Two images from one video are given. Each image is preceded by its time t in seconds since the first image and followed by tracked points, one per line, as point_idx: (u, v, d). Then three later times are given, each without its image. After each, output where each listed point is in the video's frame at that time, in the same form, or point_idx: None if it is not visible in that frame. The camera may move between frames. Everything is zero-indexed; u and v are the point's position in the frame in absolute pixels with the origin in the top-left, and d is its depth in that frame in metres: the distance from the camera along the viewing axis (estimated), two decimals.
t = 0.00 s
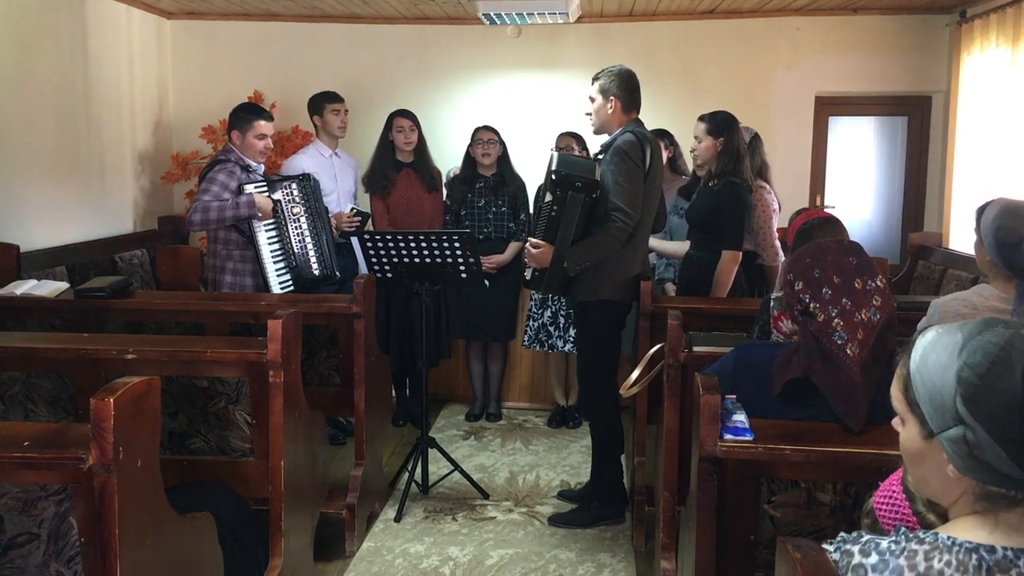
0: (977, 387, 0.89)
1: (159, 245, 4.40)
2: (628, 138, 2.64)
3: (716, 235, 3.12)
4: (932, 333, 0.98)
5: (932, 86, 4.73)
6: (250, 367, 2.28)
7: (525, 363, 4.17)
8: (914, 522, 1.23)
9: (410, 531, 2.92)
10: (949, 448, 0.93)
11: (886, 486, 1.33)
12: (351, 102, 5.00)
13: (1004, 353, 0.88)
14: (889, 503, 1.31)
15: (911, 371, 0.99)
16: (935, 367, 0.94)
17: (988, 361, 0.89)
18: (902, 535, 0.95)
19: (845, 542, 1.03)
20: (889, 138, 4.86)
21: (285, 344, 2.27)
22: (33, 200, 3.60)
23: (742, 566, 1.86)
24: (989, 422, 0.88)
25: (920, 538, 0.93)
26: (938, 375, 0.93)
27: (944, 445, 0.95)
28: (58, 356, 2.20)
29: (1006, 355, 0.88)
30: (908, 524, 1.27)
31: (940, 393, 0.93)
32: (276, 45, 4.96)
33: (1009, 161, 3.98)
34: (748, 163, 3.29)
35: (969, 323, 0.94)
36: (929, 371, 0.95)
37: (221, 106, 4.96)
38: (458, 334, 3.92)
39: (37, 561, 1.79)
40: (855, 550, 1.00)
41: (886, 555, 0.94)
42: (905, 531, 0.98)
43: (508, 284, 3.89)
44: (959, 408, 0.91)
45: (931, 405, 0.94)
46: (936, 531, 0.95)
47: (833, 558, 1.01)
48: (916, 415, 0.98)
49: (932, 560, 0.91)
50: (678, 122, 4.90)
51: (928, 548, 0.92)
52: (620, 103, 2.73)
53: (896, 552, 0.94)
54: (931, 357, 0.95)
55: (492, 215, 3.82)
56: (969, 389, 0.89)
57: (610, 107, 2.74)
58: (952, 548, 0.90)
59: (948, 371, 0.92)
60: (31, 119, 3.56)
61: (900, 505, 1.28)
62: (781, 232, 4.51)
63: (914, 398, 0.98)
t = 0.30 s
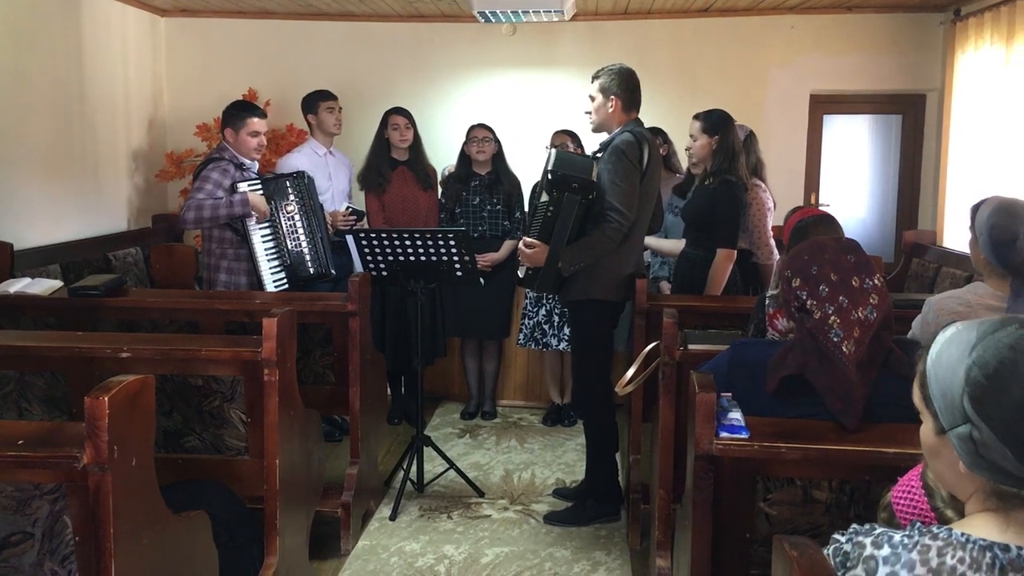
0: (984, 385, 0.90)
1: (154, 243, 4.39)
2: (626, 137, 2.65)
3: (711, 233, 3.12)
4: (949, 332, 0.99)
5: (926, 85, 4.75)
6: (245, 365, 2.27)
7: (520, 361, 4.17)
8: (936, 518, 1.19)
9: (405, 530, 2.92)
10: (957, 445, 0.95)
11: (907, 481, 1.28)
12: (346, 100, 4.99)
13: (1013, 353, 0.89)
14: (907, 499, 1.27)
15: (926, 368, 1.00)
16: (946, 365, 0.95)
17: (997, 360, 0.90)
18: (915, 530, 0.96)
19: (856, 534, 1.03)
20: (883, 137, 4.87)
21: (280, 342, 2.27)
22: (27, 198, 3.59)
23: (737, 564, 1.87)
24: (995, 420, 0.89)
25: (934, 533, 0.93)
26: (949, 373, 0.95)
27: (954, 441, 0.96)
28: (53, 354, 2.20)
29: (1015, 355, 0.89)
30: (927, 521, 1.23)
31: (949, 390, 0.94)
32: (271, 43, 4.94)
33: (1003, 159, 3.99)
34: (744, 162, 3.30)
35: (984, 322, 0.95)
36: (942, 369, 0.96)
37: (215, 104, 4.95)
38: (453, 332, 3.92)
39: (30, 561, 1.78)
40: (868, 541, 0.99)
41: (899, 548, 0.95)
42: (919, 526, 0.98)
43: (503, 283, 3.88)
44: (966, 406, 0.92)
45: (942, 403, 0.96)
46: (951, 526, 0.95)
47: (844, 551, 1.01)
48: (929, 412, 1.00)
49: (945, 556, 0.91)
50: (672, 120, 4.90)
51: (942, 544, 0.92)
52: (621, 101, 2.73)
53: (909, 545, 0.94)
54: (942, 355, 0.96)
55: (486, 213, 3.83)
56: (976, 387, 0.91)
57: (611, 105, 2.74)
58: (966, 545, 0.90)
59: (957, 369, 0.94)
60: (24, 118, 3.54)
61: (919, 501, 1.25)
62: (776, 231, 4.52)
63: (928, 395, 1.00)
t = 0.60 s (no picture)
0: (984, 388, 0.91)
1: (148, 242, 4.38)
2: (625, 137, 2.64)
3: (706, 232, 3.12)
4: (953, 330, 0.99)
5: (921, 84, 4.76)
6: (240, 365, 2.27)
7: (516, 360, 4.16)
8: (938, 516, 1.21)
9: (401, 529, 2.92)
10: (958, 446, 0.95)
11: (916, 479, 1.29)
12: (341, 99, 4.99)
13: (1014, 355, 0.89)
14: (912, 498, 1.28)
15: (929, 368, 1.01)
16: (948, 366, 0.96)
17: (997, 363, 0.90)
18: (918, 529, 0.96)
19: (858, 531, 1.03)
20: (878, 136, 4.88)
21: (275, 341, 2.26)
22: (21, 197, 3.57)
23: (732, 562, 1.88)
24: (995, 423, 0.90)
25: (935, 532, 0.94)
26: (950, 373, 0.95)
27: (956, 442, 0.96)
28: (48, 354, 2.19)
29: (1015, 358, 0.89)
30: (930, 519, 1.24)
31: (950, 391, 0.95)
32: (266, 41, 4.93)
33: (998, 159, 4.00)
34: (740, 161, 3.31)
35: (988, 321, 0.95)
36: (944, 369, 0.96)
37: (210, 102, 4.93)
38: (449, 331, 3.92)
39: (25, 561, 1.78)
40: (869, 539, 1.00)
41: (900, 546, 0.95)
42: (922, 524, 0.98)
43: (499, 281, 3.88)
44: (967, 408, 0.93)
45: (943, 404, 0.96)
46: (953, 525, 0.96)
47: (845, 548, 1.02)
48: (933, 411, 1.00)
49: (946, 555, 0.91)
50: (668, 119, 4.90)
51: (943, 543, 0.92)
52: (623, 103, 2.73)
53: (911, 543, 0.94)
54: (944, 356, 0.97)
55: (482, 212, 3.83)
56: (976, 390, 0.91)
57: (612, 107, 2.73)
58: (968, 545, 0.91)
59: (958, 370, 0.94)
60: (19, 115, 3.53)
61: (924, 499, 1.25)
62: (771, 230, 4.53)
63: (931, 395, 1.00)
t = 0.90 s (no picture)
0: (954, 391, 0.91)
1: (145, 241, 4.37)
2: (621, 141, 2.65)
3: (702, 232, 3.12)
4: (922, 334, 1.00)
5: (917, 85, 4.76)
6: (237, 364, 2.27)
7: (513, 360, 4.16)
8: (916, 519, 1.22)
9: (398, 529, 2.92)
10: (932, 450, 0.95)
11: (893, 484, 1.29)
12: (338, 98, 4.98)
13: (981, 357, 0.90)
14: (891, 502, 1.29)
15: (900, 373, 1.01)
16: (917, 370, 0.96)
17: (966, 365, 0.91)
18: (900, 532, 0.97)
19: (842, 538, 1.05)
20: (874, 137, 4.89)
21: (272, 340, 2.26)
22: (17, 196, 3.56)
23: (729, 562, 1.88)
24: (967, 424, 0.90)
25: (917, 534, 0.95)
26: (920, 378, 0.96)
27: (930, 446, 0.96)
28: (44, 353, 2.19)
29: (981, 360, 0.90)
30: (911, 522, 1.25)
31: (921, 395, 0.95)
32: (263, 40, 4.93)
33: (993, 160, 4.01)
34: (737, 162, 3.31)
35: (957, 324, 0.96)
36: (914, 373, 0.97)
37: (206, 101, 4.93)
38: (445, 331, 3.92)
39: (21, 561, 1.77)
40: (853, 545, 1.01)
41: (883, 550, 0.96)
42: (904, 528, 0.99)
43: (495, 281, 3.88)
44: (938, 411, 0.93)
45: (915, 408, 0.96)
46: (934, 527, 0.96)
47: (830, 554, 1.03)
48: (905, 416, 1.00)
49: (929, 556, 0.92)
50: (665, 119, 4.90)
51: (925, 544, 0.93)
52: (621, 107, 2.74)
53: (894, 546, 0.95)
54: (914, 360, 0.97)
55: (478, 212, 3.83)
56: (947, 392, 0.92)
57: (611, 110, 2.74)
58: (950, 545, 0.91)
59: (928, 374, 0.94)
60: (14, 114, 3.52)
61: (903, 503, 1.27)
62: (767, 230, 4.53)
63: (902, 400, 1.00)
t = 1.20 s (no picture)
0: (914, 397, 0.91)
1: (142, 241, 4.36)
2: (616, 141, 2.64)
3: (698, 233, 3.13)
4: (883, 338, 1.00)
5: (914, 86, 4.77)
6: (233, 363, 2.27)
7: (509, 361, 4.16)
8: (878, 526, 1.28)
9: (394, 529, 2.92)
10: (898, 454, 0.95)
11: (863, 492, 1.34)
12: (335, 98, 4.98)
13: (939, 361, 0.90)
14: (860, 510, 1.33)
15: (862, 379, 1.01)
16: (879, 375, 0.96)
17: (924, 369, 0.91)
18: (875, 536, 0.97)
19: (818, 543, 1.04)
20: (871, 137, 4.90)
21: (269, 341, 2.26)
22: (13, 196, 3.56)
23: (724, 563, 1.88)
24: (928, 429, 0.90)
25: (892, 538, 0.95)
26: (882, 383, 0.95)
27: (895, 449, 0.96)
28: (39, 353, 2.18)
29: (939, 363, 0.91)
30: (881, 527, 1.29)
31: (884, 399, 0.95)
32: (260, 41, 4.92)
33: (988, 161, 4.02)
34: (733, 162, 3.32)
35: (915, 327, 0.96)
36: (876, 378, 0.96)
37: (203, 102, 4.92)
38: (441, 331, 3.91)
39: (16, 561, 1.77)
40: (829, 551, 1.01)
41: (859, 555, 0.96)
42: (879, 533, 0.99)
43: (492, 281, 3.88)
44: (900, 416, 0.93)
45: (879, 412, 0.96)
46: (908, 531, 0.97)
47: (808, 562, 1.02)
48: (870, 421, 1.00)
49: (904, 559, 0.92)
50: (662, 120, 4.91)
51: (901, 548, 0.93)
52: (617, 106, 2.74)
53: (869, 551, 0.95)
54: (875, 364, 0.97)
55: (475, 212, 3.82)
56: (907, 397, 0.92)
57: (607, 109, 2.74)
58: (925, 548, 0.92)
59: (889, 379, 0.94)
60: (11, 114, 3.51)
61: (871, 511, 1.31)
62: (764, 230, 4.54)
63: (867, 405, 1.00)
